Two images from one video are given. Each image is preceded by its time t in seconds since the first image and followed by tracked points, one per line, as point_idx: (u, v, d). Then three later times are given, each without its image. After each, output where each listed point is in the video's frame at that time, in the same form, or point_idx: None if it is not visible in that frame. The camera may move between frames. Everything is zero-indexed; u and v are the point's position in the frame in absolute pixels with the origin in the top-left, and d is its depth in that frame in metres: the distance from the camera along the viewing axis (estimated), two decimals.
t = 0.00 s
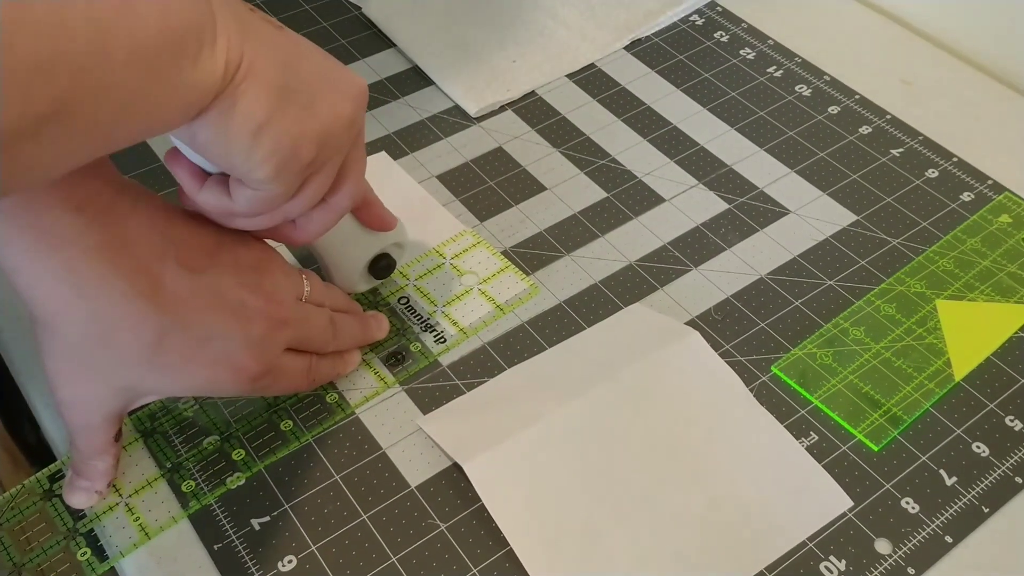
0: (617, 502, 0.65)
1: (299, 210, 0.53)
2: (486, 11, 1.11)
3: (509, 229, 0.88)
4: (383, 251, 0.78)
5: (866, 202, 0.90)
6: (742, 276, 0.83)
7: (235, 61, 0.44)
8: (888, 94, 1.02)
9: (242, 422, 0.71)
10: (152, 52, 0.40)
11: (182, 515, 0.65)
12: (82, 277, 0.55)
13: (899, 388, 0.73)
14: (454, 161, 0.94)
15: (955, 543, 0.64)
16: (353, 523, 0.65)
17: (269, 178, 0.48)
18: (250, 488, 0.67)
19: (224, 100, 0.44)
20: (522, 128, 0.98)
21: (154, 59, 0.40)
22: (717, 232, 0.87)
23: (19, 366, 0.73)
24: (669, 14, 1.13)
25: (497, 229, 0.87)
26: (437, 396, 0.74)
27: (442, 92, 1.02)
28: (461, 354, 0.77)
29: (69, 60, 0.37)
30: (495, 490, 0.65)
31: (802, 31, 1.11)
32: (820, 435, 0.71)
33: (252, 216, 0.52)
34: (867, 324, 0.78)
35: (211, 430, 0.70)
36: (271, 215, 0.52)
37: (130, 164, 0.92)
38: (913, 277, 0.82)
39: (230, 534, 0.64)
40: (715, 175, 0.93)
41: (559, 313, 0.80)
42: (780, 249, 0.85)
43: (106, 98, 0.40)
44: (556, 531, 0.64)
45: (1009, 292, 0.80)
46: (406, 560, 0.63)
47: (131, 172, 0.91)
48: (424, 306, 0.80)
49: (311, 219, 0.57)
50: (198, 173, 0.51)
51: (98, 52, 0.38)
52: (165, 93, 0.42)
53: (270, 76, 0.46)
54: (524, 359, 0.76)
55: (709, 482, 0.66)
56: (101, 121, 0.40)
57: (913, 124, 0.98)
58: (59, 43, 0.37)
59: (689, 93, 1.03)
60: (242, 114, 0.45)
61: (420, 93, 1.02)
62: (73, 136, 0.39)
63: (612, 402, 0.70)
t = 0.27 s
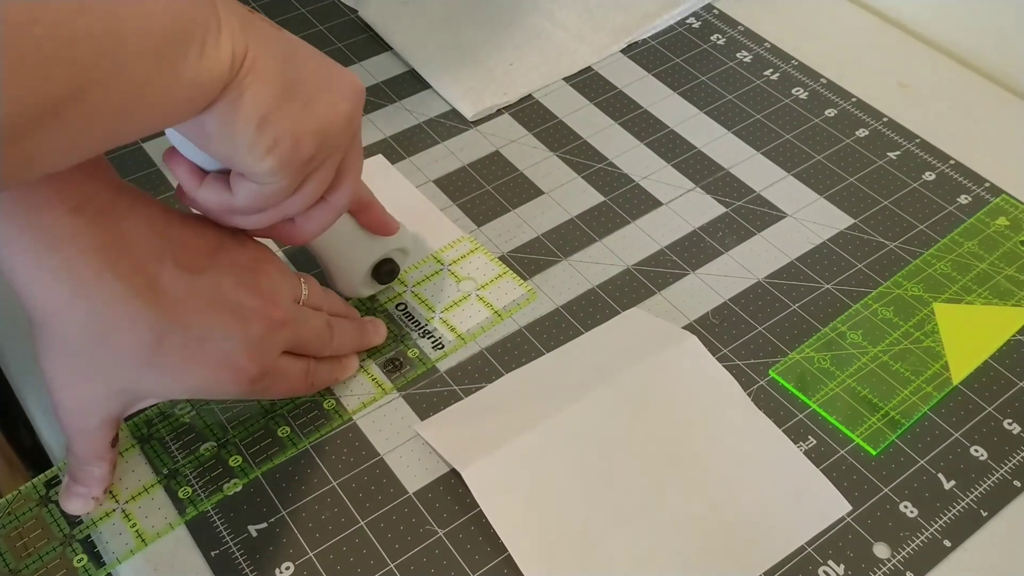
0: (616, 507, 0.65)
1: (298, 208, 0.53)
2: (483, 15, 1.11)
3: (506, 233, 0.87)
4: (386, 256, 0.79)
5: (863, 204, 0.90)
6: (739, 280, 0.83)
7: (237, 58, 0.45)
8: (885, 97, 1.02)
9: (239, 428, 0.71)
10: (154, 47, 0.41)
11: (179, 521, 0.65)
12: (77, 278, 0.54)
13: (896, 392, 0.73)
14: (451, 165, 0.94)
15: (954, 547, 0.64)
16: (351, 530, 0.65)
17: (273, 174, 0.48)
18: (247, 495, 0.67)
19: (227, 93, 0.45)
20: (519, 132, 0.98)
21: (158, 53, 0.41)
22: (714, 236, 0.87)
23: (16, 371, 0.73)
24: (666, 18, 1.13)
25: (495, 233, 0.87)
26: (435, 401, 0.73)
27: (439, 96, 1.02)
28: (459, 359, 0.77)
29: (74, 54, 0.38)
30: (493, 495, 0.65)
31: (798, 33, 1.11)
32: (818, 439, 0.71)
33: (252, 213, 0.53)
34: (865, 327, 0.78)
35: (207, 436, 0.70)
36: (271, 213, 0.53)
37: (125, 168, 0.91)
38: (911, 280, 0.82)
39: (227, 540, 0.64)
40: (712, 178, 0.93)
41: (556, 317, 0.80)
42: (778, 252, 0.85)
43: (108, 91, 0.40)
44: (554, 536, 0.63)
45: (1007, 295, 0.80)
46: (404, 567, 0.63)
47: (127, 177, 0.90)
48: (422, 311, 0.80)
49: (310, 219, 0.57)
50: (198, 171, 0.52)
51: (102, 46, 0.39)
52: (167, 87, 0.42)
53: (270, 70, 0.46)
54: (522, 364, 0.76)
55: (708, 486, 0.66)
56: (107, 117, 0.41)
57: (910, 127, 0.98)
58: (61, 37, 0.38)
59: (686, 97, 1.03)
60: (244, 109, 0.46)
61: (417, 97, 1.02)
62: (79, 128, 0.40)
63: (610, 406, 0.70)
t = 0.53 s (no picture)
0: (614, 506, 0.65)
1: (410, 171, 0.55)
2: (479, 15, 1.11)
3: (504, 232, 0.87)
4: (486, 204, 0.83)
5: (861, 203, 0.90)
6: (737, 278, 0.83)
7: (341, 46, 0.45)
8: (883, 95, 1.02)
9: (235, 428, 0.71)
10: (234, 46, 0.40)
11: (175, 521, 0.65)
12: (74, 275, 0.54)
13: (895, 391, 0.73)
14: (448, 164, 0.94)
15: (952, 545, 0.64)
16: (349, 530, 0.65)
17: (389, 140, 0.50)
18: (243, 495, 0.66)
19: (337, 74, 0.46)
20: (516, 131, 0.98)
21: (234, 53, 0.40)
22: (712, 235, 0.87)
23: (11, 372, 0.73)
24: (663, 16, 1.13)
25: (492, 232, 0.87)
26: (432, 401, 0.73)
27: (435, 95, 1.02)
28: (456, 358, 0.76)
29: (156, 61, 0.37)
30: (491, 495, 0.65)
31: (795, 32, 1.11)
32: (817, 437, 0.71)
33: (370, 180, 0.55)
34: (863, 326, 0.78)
35: (204, 436, 0.70)
36: (386, 178, 0.55)
37: (120, 168, 0.91)
38: (909, 279, 0.82)
39: (224, 540, 0.64)
40: (710, 177, 0.93)
41: (554, 317, 0.80)
42: (776, 251, 0.85)
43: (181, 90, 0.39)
44: (553, 536, 0.63)
45: (1005, 294, 0.80)
46: (402, 567, 0.63)
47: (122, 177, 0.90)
48: (419, 311, 0.80)
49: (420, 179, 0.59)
50: (316, 147, 0.55)
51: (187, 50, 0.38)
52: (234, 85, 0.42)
53: (379, 46, 0.47)
54: (520, 363, 0.76)
55: (706, 485, 0.66)
56: (167, 117, 0.40)
57: (907, 125, 0.98)
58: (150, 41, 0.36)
59: (683, 96, 1.03)
60: (356, 84, 0.46)
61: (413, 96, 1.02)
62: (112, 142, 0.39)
63: (608, 406, 0.70)
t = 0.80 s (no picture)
0: (613, 504, 0.65)
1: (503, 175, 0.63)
2: (479, 14, 1.11)
3: (503, 230, 0.87)
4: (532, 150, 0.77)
5: (860, 202, 0.90)
6: (736, 277, 0.83)
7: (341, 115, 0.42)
8: (882, 95, 1.02)
9: (235, 426, 0.70)
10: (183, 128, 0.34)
11: (175, 519, 0.65)
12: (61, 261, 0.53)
13: (893, 389, 0.73)
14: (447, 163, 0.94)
15: (951, 543, 0.64)
16: (348, 527, 0.65)
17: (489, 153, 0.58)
18: (242, 493, 0.66)
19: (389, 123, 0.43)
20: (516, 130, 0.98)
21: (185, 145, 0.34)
22: (711, 233, 0.87)
23: (9, 370, 0.72)
24: (662, 16, 1.13)
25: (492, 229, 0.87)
26: (431, 398, 0.73)
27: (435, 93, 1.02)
28: (455, 356, 0.76)
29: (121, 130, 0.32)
30: (491, 492, 0.65)
31: (794, 32, 1.11)
32: (816, 435, 0.71)
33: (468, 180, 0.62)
34: (862, 324, 0.78)
35: (203, 434, 0.70)
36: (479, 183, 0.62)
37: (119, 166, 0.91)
38: (908, 278, 0.82)
39: (223, 538, 0.64)
40: (709, 175, 0.93)
41: (553, 315, 0.80)
42: (775, 249, 0.85)
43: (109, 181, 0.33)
44: (552, 533, 0.63)
45: (1004, 292, 0.80)
46: (401, 564, 0.63)
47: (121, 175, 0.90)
48: (418, 307, 0.80)
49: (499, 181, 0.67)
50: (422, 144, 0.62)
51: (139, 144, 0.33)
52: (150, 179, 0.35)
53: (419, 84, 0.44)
54: (519, 361, 0.76)
55: (706, 483, 0.66)
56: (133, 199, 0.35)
57: (905, 124, 0.98)
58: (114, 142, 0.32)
59: (682, 95, 1.03)
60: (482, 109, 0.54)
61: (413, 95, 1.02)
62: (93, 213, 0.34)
63: (607, 404, 0.70)
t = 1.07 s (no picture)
0: (613, 505, 0.65)
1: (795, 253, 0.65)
2: (480, 17, 1.11)
3: (503, 232, 0.87)
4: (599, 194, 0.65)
5: (859, 205, 0.90)
6: (736, 279, 0.83)
7: None
8: (881, 98, 1.02)
9: (233, 423, 0.71)
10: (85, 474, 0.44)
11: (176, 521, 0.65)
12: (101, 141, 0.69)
13: (892, 392, 0.73)
14: (448, 165, 0.94)
15: (950, 546, 0.64)
16: (348, 529, 0.65)
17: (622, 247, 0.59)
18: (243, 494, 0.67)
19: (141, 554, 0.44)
20: (516, 132, 0.98)
21: None
22: (711, 236, 0.87)
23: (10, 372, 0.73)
24: (663, 19, 1.13)
25: (492, 231, 0.87)
26: (432, 400, 0.73)
27: (436, 96, 1.02)
28: (455, 357, 0.76)
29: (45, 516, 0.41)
30: (491, 494, 0.65)
31: (793, 36, 1.12)
32: (814, 438, 0.71)
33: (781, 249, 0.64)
34: (861, 327, 0.78)
35: (202, 433, 0.70)
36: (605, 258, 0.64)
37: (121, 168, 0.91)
38: (907, 281, 0.82)
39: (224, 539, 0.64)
40: (709, 179, 0.93)
41: (553, 317, 0.80)
42: (774, 252, 0.85)
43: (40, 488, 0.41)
44: (551, 535, 0.63)
45: (1003, 296, 0.80)
46: (401, 566, 0.63)
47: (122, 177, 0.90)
48: (415, 292, 0.81)
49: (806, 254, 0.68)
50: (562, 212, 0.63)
51: None
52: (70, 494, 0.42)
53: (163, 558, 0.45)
54: (519, 363, 0.76)
55: (705, 485, 0.66)
56: None
57: (904, 128, 0.99)
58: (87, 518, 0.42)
59: (682, 98, 1.03)
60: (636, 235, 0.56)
61: (414, 97, 1.02)
62: None
63: (607, 406, 0.70)
